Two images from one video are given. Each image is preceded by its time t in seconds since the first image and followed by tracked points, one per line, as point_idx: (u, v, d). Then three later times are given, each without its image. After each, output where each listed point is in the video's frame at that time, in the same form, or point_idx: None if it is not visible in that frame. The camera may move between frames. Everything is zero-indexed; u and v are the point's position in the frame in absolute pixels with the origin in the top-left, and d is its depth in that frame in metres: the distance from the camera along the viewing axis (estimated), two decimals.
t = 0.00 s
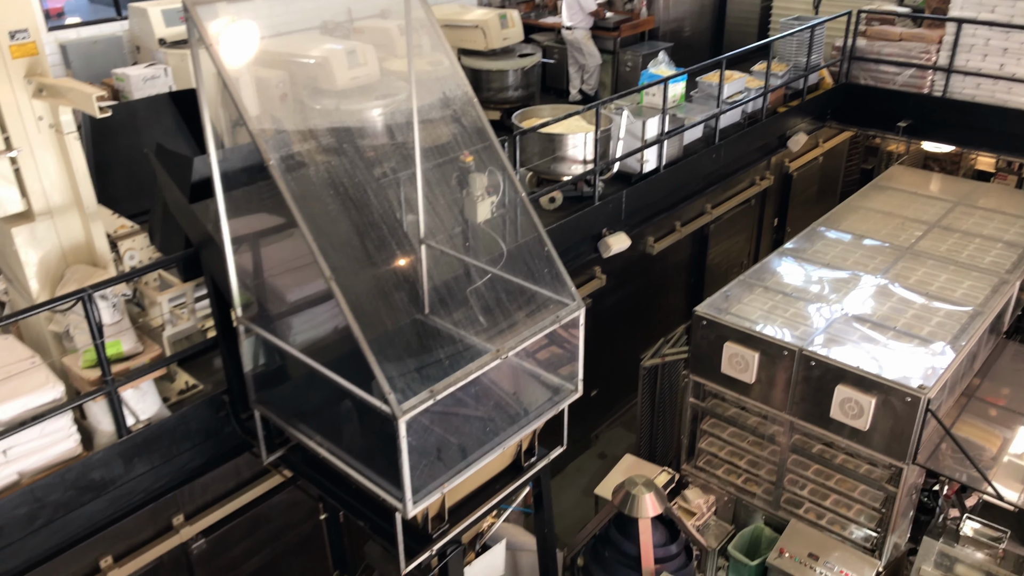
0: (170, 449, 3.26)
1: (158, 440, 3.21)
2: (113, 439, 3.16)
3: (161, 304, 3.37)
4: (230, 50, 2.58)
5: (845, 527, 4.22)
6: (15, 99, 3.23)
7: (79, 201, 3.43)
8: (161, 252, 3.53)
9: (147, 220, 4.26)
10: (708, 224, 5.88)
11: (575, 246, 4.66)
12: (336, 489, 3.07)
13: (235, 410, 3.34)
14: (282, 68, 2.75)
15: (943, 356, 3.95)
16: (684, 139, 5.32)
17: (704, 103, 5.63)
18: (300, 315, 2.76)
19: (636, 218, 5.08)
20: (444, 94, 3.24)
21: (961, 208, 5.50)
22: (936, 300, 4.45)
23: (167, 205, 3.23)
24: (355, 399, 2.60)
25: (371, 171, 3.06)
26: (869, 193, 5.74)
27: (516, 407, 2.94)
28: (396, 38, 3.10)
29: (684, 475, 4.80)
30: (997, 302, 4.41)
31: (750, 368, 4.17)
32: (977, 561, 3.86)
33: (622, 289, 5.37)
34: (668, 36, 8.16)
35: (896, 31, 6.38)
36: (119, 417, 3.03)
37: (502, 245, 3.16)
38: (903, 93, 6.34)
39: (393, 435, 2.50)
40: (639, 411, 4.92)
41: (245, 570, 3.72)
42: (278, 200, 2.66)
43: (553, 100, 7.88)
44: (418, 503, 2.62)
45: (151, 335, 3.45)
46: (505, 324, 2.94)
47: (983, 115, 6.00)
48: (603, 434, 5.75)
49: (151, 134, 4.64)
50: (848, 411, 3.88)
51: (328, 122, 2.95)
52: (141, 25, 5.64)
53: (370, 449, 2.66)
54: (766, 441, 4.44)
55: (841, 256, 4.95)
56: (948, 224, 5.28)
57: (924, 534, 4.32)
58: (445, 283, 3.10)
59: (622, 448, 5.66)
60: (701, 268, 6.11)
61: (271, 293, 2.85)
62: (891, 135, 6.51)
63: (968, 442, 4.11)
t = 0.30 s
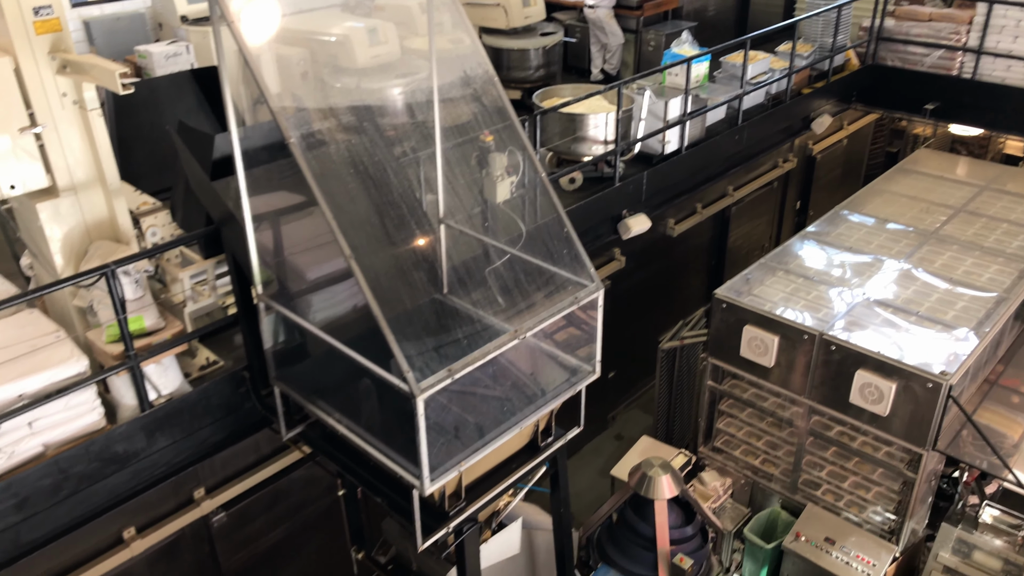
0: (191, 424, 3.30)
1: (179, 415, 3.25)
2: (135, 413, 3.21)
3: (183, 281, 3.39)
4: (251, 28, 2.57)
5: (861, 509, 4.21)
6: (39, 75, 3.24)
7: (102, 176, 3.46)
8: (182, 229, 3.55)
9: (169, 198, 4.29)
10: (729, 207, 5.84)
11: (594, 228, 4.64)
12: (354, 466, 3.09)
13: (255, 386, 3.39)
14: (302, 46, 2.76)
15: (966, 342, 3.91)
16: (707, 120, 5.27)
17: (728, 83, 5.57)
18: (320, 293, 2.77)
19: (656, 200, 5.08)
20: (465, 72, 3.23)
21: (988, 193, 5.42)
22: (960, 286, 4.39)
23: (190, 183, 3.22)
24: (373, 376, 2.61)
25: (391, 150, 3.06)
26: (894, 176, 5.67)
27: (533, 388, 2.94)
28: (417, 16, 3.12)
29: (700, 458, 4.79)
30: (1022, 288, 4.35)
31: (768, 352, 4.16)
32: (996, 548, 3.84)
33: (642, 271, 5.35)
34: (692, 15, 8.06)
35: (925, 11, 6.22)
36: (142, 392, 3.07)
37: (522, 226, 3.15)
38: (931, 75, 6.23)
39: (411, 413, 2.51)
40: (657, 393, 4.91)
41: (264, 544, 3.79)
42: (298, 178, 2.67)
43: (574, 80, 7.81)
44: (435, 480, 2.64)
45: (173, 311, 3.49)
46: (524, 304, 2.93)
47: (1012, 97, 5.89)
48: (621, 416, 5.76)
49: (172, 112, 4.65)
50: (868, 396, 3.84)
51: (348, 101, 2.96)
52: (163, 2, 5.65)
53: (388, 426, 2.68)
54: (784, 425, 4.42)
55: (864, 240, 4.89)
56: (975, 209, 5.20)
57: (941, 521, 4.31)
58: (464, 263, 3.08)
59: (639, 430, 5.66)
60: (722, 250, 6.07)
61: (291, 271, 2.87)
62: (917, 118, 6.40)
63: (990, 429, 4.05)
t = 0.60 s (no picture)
0: (201, 401, 3.33)
1: (189, 392, 3.28)
2: (146, 390, 3.23)
3: (192, 259, 3.37)
4: (260, 6, 2.54)
5: (869, 489, 4.23)
6: (48, 51, 3.21)
7: (111, 154, 3.45)
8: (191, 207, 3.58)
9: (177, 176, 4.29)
10: (739, 188, 5.81)
11: (604, 209, 4.62)
12: (361, 444, 3.10)
13: (264, 364, 3.40)
14: (311, 24, 2.75)
15: (976, 325, 3.89)
16: (718, 99, 5.23)
17: (739, 63, 5.50)
18: (328, 272, 2.78)
19: (665, 180, 4.98)
20: (474, 50, 3.23)
21: (1002, 174, 5.38)
22: (970, 268, 4.37)
23: (199, 161, 3.21)
24: (382, 356, 2.62)
25: (400, 129, 3.06)
26: (906, 158, 5.63)
27: (541, 367, 2.95)
28: None
29: (707, 439, 4.80)
30: None
31: (777, 334, 4.15)
32: (1001, 530, 3.84)
33: (650, 252, 5.34)
34: None
35: None
36: (152, 369, 3.09)
37: (530, 206, 3.14)
38: (946, 55, 6.16)
39: (419, 392, 2.52)
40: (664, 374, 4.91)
41: (272, 521, 3.84)
42: (307, 156, 2.67)
43: (584, 58, 7.72)
44: (443, 459, 2.65)
45: (182, 289, 3.49)
46: (532, 285, 2.93)
47: None
48: (628, 396, 5.77)
49: (181, 90, 4.61)
50: (876, 378, 3.84)
51: (357, 79, 2.96)
52: None
53: (396, 405, 2.69)
54: (791, 406, 4.42)
55: (874, 222, 4.87)
56: (988, 190, 5.17)
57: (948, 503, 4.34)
58: (472, 244, 3.07)
59: (645, 411, 5.68)
60: (731, 231, 6.04)
61: (300, 250, 2.88)
62: (931, 99, 6.34)
63: (997, 412, 4.03)
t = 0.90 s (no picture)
0: (205, 380, 3.35)
1: (192, 371, 3.29)
2: (149, 369, 3.24)
3: (195, 239, 3.39)
4: None
5: (870, 466, 4.25)
6: (49, 30, 3.18)
7: (113, 133, 3.44)
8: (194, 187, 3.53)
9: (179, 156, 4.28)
10: (743, 168, 5.79)
11: (606, 189, 4.61)
12: (365, 423, 3.12)
13: (268, 344, 3.41)
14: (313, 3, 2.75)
15: (979, 306, 3.89)
16: (721, 79, 5.20)
17: (743, 42, 5.47)
18: (331, 252, 2.79)
19: (669, 160, 5.00)
20: (477, 29, 3.23)
21: (1006, 154, 5.36)
22: (973, 249, 4.36)
23: (200, 141, 3.19)
24: (385, 335, 2.62)
25: (403, 109, 3.05)
26: (910, 138, 5.60)
27: (543, 347, 2.95)
28: None
29: (708, 419, 4.81)
30: None
31: (780, 315, 4.14)
32: (1001, 510, 3.86)
33: (652, 232, 5.34)
34: None
35: None
36: (155, 348, 3.10)
37: (533, 186, 3.14)
38: (952, 34, 6.10)
39: (423, 371, 2.53)
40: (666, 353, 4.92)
41: (275, 499, 3.88)
42: (310, 136, 2.67)
43: (587, 38, 7.58)
44: (445, 438, 2.66)
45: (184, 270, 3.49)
46: (534, 265, 2.92)
47: None
48: (629, 377, 5.79)
49: (182, 68, 4.59)
50: (878, 359, 3.85)
51: (359, 58, 2.95)
52: None
53: (399, 384, 2.70)
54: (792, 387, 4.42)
55: (877, 202, 4.85)
56: (992, 171, 5.15)
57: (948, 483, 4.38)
58: (475, 224, 3.05)
59: (647, 391, 5.69)
60: (734, 212, 6.03)
61: (302, 229, 2.88)
62: (936, 78, 6.29)
63: (999, 393, 4.02)
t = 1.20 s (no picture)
0: (208, 360, 3.37)
1: (196, 351, 3.30)
2: (154, 349, 3.25)
3: (198, 219, 3.39)
4: None
5: (871, 443, 4.29)
6: (50, 7, 3.16)
7: (115, 113, 3.43)
8: (196, 166, 3.48)
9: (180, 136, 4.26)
10: (746, 148, 5.76)
11: (610, 169, 4.59)
12: (369, 403, 3.14)
13: (271, 324, 3.43)
14: None
15: (982, 286, 3.89)
16: (725, 59, 5.16)
17: (748, 20, 5.40)
18: (334, 232, 2.79)
19: (672, 141, 4.97)
20: (480, 8, 3.21)
21: (1011, 135, 5.33)
22: (977, 230, 4.35)
23: (202, 120, 3.18)
24: (388, 316, 2.63)
25: (406, 88, 3.03)
26: (915, 118, 5.57)
27: (546, 328, 2.95)
28: None
29: (711, 400, 4.82)
30: None
31: (782, 295, 4.14)
32: (1000, 490, 3.88)
33: (655, 213, 5.32)
34: None
35: None
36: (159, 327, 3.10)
37: (536, 166, 3.13)
38: (959, 13, 6.03)
39: (426, 351, 2.54)
40: (668, 334, 4.93)
41: (277, 480, 3.84)
42: (313, 115, 2.67)
43: (590, 16, 7.53)
44: (449, 417, 2.67)
45: (187, 250, 3.49)
46: (537, 246, 2.93)
47: None
48: (631, 357, 5.79)
49: (184, 47, 4.55)
50: (880, 339, 3.85)
51: (362, 37, 2.95)
52: None
53: (403, 364, 2.71)
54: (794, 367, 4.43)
55: (881, 183, 4.83)
56: (997, 151, 5.12)
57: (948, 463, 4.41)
58: (478, 204, 3.04)
59: (649, 371, 5.70)
60: (737, 192, 6.01)
61: (305, 209, 2.88)
62: (942, 58, 6.24)
63: (1001, 373, 4.02)
